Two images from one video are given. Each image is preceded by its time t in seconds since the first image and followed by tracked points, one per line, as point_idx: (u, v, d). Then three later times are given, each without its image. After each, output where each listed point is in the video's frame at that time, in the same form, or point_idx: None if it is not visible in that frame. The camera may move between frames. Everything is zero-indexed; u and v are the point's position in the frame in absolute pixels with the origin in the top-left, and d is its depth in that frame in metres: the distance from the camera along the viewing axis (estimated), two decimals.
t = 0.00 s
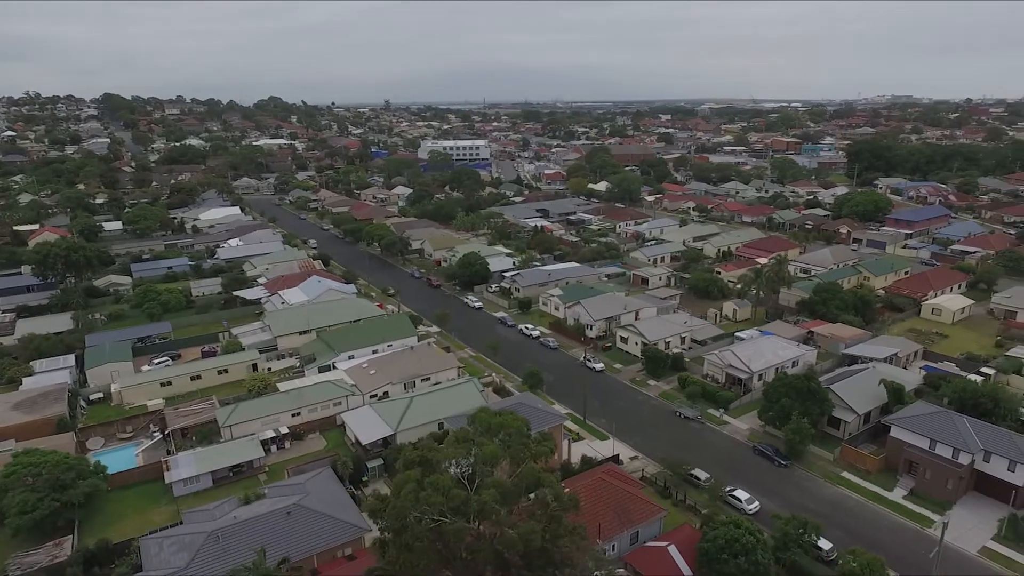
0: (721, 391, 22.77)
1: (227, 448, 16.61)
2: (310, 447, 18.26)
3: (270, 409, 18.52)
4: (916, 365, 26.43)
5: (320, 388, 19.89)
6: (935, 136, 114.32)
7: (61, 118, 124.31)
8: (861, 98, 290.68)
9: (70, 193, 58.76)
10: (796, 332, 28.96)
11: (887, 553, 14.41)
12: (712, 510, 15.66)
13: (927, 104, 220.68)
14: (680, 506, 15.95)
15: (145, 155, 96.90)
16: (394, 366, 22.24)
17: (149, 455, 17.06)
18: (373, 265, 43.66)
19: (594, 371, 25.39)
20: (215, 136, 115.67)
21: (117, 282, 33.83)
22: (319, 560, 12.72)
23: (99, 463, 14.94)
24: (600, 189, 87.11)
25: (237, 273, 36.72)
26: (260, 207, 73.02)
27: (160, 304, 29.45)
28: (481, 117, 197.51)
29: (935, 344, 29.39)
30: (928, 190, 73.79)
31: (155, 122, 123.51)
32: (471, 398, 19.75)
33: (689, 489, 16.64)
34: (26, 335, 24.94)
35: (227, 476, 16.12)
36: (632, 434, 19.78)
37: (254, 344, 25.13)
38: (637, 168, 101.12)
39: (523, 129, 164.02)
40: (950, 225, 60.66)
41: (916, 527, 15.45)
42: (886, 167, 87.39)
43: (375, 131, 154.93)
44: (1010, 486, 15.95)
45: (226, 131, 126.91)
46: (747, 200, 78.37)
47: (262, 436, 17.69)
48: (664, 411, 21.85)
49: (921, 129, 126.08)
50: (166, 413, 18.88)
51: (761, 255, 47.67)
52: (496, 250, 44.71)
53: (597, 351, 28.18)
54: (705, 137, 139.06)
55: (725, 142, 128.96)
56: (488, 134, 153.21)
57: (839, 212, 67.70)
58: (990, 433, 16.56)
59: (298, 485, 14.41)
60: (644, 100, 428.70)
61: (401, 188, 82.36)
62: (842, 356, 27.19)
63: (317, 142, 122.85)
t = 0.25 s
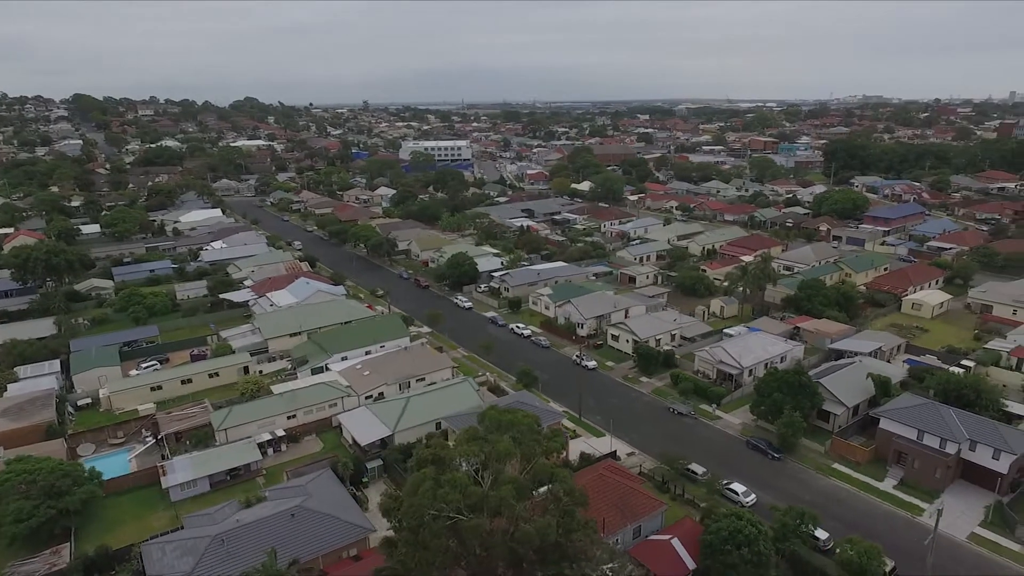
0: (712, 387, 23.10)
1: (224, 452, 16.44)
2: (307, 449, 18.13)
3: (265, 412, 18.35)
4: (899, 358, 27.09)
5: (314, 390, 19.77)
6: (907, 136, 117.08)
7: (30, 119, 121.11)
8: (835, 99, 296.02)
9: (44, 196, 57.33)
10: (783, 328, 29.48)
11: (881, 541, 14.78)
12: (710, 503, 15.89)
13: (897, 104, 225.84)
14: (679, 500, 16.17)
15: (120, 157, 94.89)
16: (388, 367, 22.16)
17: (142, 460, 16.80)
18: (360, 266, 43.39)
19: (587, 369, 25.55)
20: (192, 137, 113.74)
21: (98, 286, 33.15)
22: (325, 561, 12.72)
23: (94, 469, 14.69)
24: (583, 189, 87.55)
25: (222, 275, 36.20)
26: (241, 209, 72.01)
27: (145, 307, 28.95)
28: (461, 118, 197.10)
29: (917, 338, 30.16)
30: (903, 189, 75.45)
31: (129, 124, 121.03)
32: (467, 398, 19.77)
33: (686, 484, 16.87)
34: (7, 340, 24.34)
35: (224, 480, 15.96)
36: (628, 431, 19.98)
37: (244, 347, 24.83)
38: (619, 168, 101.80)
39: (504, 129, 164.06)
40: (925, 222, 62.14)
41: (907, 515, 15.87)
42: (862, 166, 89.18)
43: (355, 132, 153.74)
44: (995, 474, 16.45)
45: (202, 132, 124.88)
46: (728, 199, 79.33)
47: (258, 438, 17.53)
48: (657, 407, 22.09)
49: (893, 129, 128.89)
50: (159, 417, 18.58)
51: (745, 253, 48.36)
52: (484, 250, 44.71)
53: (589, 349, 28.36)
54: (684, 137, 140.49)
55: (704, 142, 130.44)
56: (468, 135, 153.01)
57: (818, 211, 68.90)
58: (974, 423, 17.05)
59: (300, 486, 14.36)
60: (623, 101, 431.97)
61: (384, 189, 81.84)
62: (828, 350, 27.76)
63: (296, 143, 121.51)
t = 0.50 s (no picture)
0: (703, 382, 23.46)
1: (219, 456, 16.26)
2: (302, 452, 18.00)
3: (259, 415, 18.16)
4: (881, 352, 27.80)
5: (308, 392, 19.62)
6: (878, 135, 119.96)
7: None
8: (807, 99, 301.70)
9: (15, 199, 55.80)
10: (769, 324, 30.04)
11: (873, 529, 15.17)
12: (706, 496, 16.15)
13: (866, 104, 230.98)
14: (676, 494, 16.41)
15: (92, 159, 92.70)
16: (382, 368, 22.08)
17: (134, 467, 16.53)
18: (345, 268, 43.07)
19: (578, 367, 25.74)
20: (165, 139, 111.59)
21: (78, 290, 32.41)
22: (329, 563, 12.70)
23: (88, 476, 14.43)
24: (565, 189, 87.97)
25: (205, 279, 35.67)
26: (220, 211, 70.93)
27: (128, 312, 28.43)
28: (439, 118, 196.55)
29: (897, 332, 30.97)
30: (876, 187, 77.23)
31: (99, 125, 118.23)
32: (463, 398, 19.79)
33: (682, 478, 17.11)
34: None
35: (220, 484, 15.78)
36: (622, 427, 20.21)
37: (232, 351, 24.51)
38: (600, 168, 102.48)
39: (483, 130, 163.99)
40: (899, 219, 63.73)
41: (895, 503, 16.33)
42: (836, 165, 91.05)
43: (332, 133, 152.29)
44: (979, 462, 16.98)
45: (176, 134, 122.59)
46: (708, 198, 80.39)
47: (254, 442, 17.36)
48: (650, 404, 22.35)
49: (865, 128, 131.82)
50: (149, 423, 18.31)
51: (727, 251, 49.10)
52: (470, 251, 44.71)
53: (579, 348, 28.56)
54: (661, 137, 141.89)
55: (682, 142, 131.95)
56: (447, 135, 152.65)
57: (796, 209, 70.19)
58: (958, 413, 17.56)
59: (300, 489, 14.27)
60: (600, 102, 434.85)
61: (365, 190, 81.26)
62: (812, 345, 28.35)
63: (273, 144, 119.97)
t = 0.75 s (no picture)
0: (689, 378, 23.82)
1: (210, 461, 16.03)
2: (293, 455, 17.80)
3: (249, 419, 17.93)
4: (859, 345, 28.58)
5: (297, 395, 19.43)
6: (845, 134, 123.03)
7: None
8: (775, 100, 308.18)
9: None
10: (750, 321, 30.61)
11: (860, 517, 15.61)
12: (698, 489, 16.43)
13: (831, 105, 237.36)
14: (669, 489, 16.67)
15: (56, 162, 89.96)
16: (371, 370, 21.95)
17: (121, 474, 16.23)
18: (326, 270, 42.61)
19: (566, 366, 25.90)
20: (132, 141, 108.89)
21: (51, 296, 31.55)
22: (328, 564, 12.67)
23: (75, 484, 14.14)
24: (543, 189, 88.33)
25: (183, 283, 34.98)
26: (193, 214, 69.55)
27: (106, 318, 27.78)
28: (413, 119, 195.62)
29: (873, 326, 31.89)
30: (846, 185, 79.24)
31: (62, 127, 114.80)
32: (454, 398, 19.79)
33: (674, 472, 17.38)
34: None
35: (212, 490, 15.58)
36: (613, 424, 20.44)
37: (216, 355, 24.10)
38: (576, 168, 103.14)
39: (458, 131, 163.67)
40: (869, 216, 65.47)
41: (879, 491, 16.83)
42: (806, 164, 93.22)
43: (305, 134, 150.31)
44: (957, 450, 17.60)
45: (143, 135, 119.65)
46: (684, 197, 81.51)
47: (244, 447, 17.14)
48: (638, 400, 22.63)
49: (832, 128, 135.20)
50: (135, 429, 17.93)
51: (705, 249, 49.89)
52: (452, 252, 44.62)
53: (565, 346, 28.73)
54: (635, 137, 143.37)
55: (655, 142, 133.48)
56: (422, 136, 151.98)
57: (769, 207, 71.60)
58: (936, 403, 18.16)
59: (295, 492, 14.16)
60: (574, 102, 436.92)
61: (342, 192, 80.44)
62: (792, 340, 29.00)
63: (245, 146, 117.97)
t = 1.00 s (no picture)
0: (674, 374, 24.20)
1: (199, 467, 15.81)
2: (283, 459, 17.63)
3: (237, 423, 17.69)
4: (835, 339, 29.41)
5: (286, 399, 19.23)
6: (812, 134, 126.11)
7: None
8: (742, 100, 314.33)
9: None
10: (730, 317, 31.23)
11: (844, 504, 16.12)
12: (689, 482, 16.75)
13: (795, 104, 243.12)
14: (660, 482, 16.96)
15: (16, 164, 86.92)
16: (359, 372, 21.81)
17: (107, 482, 15.95)
18: (305, 273, 42.06)
19: (552, 364, 26.07)
20: (96, 142, 105.78)
21: (20, 302, 30.58)
22: (327, 566, 12.63)
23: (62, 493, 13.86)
24: (520, 189, 88.54)
25: (159, 287, 34.19)
26: (164, 217, 67.93)
27: (80, 323, 27.03)
28: (385, 119, 194.23)
29: (847, 320, 32.84)
30: (815, 183, 81.27)
31: (20, 128, 110.91)
32: (445, 398, 19.81)
33: (664, 466, 17.68)
34: None
35: (202, 495, 15.39)
36: (603, 421, 20.68)
37: (197, 359, 23.67)
38: (552, 168, 103.66)
39: (432, 131, 162.95)
40: (839, 214, 67.27)
41: (861, 480, 17.38)
42: (776, 163, 95.29)
43: (276, 135, 147.91)
44: (933, 438, 18.30)
45: (107, 137, 116.35)
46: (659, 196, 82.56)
47: (234, 451, 16.92)
48: (625, 397, 22.92)
49: (799, 127, 138.47)
50: (118, 436, 17.58)
51: (682, 247, 50.65)
52: (433, 252, 44.48)
53: (551, 345, 28.91)
54: (609, 137, 144.67)
55: (628, 142, 134.90)
56: (396, 137, 150.98)
57: (743, 205, 72.97)
58: (913, 393, 18.81)
59: (291, 495, 14.06)
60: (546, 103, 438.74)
61: (317, 193, 79.40)
62: (772, 335, 29.67)
63: (215, 148, 115.60)
